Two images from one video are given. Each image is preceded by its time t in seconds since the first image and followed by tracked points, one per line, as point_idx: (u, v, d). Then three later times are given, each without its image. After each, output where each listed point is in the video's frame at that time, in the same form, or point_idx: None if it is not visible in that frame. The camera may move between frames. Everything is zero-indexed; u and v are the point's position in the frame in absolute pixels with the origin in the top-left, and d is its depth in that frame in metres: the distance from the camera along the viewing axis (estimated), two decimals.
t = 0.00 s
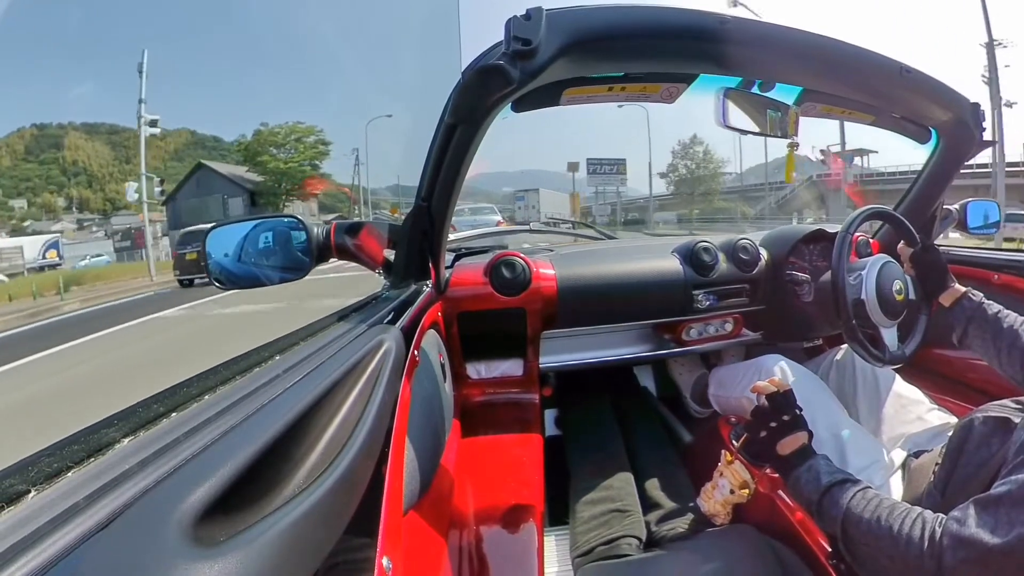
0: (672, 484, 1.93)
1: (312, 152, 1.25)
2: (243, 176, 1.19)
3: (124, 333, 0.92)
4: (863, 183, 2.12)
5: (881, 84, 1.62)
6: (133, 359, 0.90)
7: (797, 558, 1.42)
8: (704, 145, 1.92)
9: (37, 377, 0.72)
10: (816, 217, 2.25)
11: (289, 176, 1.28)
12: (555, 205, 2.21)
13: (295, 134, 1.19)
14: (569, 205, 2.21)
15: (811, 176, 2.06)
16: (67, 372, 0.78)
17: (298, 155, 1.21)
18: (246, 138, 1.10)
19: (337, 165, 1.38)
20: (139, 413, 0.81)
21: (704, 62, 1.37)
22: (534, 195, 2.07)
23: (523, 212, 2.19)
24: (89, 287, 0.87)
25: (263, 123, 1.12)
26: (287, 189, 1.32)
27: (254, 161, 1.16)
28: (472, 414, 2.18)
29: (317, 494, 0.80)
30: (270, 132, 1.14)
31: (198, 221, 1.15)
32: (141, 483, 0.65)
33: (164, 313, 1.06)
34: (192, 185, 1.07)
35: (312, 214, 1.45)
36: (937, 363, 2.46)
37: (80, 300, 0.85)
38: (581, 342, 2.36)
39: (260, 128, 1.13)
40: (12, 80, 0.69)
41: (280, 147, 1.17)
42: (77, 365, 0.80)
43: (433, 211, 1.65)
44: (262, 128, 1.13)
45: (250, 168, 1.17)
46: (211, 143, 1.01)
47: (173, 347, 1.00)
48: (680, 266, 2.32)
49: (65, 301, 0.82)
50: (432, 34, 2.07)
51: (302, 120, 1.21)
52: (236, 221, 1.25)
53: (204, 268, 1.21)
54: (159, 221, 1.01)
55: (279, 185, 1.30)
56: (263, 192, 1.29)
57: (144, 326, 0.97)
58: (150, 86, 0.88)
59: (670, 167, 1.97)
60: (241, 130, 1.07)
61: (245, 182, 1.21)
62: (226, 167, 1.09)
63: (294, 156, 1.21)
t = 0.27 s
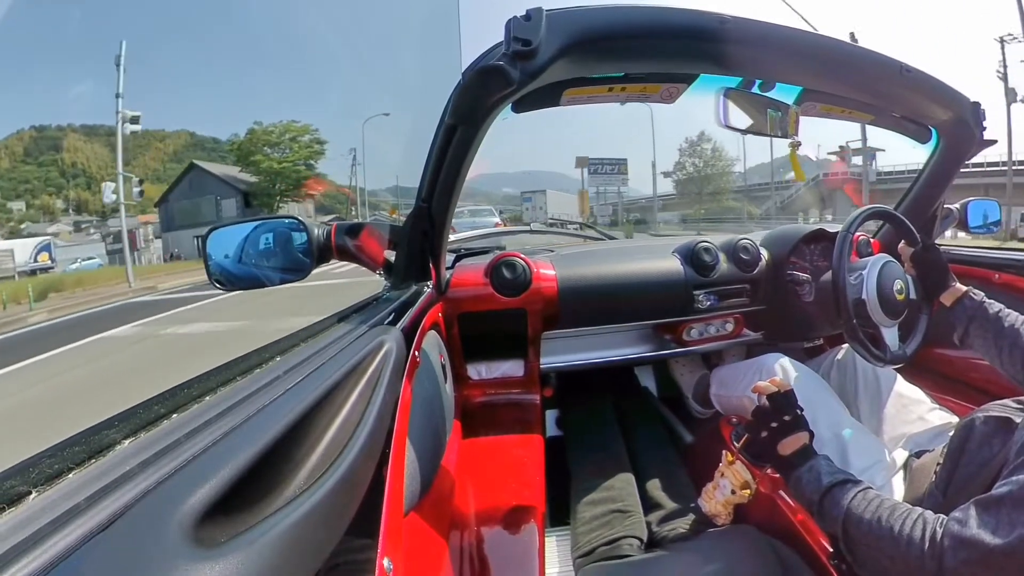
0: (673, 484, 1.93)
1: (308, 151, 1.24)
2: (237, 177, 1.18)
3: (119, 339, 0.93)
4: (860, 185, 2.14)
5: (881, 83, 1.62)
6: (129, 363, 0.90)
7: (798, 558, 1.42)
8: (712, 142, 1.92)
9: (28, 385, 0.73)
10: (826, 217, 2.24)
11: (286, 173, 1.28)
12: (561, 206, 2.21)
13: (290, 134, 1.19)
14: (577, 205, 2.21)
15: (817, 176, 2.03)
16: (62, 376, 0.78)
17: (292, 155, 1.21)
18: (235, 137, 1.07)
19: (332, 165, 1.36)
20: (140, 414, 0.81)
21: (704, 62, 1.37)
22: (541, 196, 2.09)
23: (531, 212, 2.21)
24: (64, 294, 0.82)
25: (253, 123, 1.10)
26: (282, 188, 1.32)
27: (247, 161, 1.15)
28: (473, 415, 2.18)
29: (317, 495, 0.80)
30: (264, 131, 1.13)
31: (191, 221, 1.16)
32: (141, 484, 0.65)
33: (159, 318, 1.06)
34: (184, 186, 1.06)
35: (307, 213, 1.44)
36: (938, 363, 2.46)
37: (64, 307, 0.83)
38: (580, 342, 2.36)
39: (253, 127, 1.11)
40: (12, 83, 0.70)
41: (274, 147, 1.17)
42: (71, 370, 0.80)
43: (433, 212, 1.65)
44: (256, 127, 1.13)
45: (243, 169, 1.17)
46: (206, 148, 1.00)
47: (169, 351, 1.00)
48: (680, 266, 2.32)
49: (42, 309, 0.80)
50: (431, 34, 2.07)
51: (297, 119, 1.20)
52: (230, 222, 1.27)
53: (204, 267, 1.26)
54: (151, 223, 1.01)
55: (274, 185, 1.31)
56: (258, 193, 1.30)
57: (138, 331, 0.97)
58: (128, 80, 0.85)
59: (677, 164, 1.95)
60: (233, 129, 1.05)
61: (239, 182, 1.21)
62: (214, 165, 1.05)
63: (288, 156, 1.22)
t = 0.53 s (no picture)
0: (675, 484, 1.93)
1: (302, 151, 1.23)
2: (227, 177, 1.14)
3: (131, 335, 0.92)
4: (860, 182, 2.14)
5: (881, 82, 1.62)
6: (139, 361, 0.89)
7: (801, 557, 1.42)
8: (721, 140, 1.89)
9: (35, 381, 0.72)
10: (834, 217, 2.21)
11: (283, 172, 1.25)
12: (571, 205, 2.21)
13: (284, 133, 1.17)
14: (586, 205, 2.20)
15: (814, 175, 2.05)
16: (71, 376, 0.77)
17: (288, 154, 1.19)
18: (232, 136, 1.07)
19: (326, 165, 1.34)
20: (142, 416, 0.81)
21: (704, 62, 1.38)
22: (549, 198, 2.11)
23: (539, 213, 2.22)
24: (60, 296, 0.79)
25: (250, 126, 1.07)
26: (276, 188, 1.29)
27: (240, 161, 1.13)
28: (475, 416, 2.18)
29: (319, 496, 0.81)
30: (258, 129, 1.11)
31: (183, 225, 1.10)
32: (143, 485, 0.65)
33: (167, 314, 1.05)
34: (175, 187, 1.03)
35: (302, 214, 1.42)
36: (939, 362, 2.46)
37: (43, 317, 0.76)
38: (581, 342, 2.36)
39: (246, 126, 1.10)
40: (12, 86, 0.70)
41: (267, 147, 1.15)
42: (79, 370, 0.79)
43: (434, 212, 1.66)
44: (249, 125, 1.10)
45: (234, 169, 1.14)
46: (196, 146, 0.99)
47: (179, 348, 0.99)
48: (681, 266, 2.32)
49: (11, 319, 0.72)
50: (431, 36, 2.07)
51: (291, 117, 1.18)
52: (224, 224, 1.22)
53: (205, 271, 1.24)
54: (146, 223, 0.99)
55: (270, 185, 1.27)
56: (250, 194, 1.25)
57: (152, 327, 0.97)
58: (102, 73, 0.82)
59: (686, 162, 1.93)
60: (228, 128, 1.05)
61: (230, 183, 1.16)
62: (211, 166, 1.05)
63: (281, 157, 1.19)
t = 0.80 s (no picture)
0: (677, 483, 1.93)
1: (295, 148, 1.22)
2: (218, 176, 1.11)
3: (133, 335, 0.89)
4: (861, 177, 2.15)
5: (881, 80, 1.62)
6: (140, 360, 0.87)
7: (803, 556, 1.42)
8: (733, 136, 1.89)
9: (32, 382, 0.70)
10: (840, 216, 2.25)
11: (278, 171, 1.23)
12: (580, 205, 2.18)
13: (276, 130, 1.16)
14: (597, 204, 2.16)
15: (812, 173, 2.07)
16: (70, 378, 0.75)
17: (280, 152, 1.18)
18: (224, 135, 1.06)
19: (320, 164, 1.32)
20: (144, 418, 0.81)
21: (703, 61, 1.38)
22: (558, 197, 2.09)
23: (547, 213, 2.19)
24: (33, 303, 0.74)
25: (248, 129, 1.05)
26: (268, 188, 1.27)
27: (231, 161, 1.11)
28: (477, 416, 2.18)
29: (321, 497, 0.81)
30: (249, 126, 1.10)
31: (175, 225, 1.07)
32: (145, 488, 0.65)
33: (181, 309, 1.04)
34: (167, 187, 0.99)
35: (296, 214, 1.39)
36: (940, 359, 2.46)
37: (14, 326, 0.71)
38: (582, 342, 2.35)
39: (238, 123, 1.08)
40: (10, 89, 0.70)
41: (260, 144, 1.14)
42: (78, 372, 0.77)
43: (434, 213, 1.66)
44: (241, 123, 1.10)
45: (225, 168, 1.11)
46: (188, 145, 0.97)
47: (181, 345, 0.97)
48: (681, 265, 2.32)
49: None
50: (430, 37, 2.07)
51: (283, 114, 1.17)
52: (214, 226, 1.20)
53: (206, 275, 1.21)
54: (137, 223, 0.97)
55: (263, 184, 1.24)
56: (241, 194, 1.23)
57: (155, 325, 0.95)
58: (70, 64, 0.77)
59: (693, 158, 1.93)
60: (221, 126, 1.03)
61: (222, 182, 1.14)
62: (202, 165, 1.03)
63: (272, 155, 1.17)
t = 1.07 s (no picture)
0: (678, 483, 1.93)
1: (288, 146, 1.19)
2: (210, 176, 1.08)
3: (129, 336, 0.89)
4: (858, 176, 2.17)
5: (880, 78, 1.62)
6: (139, 364, 0.87)
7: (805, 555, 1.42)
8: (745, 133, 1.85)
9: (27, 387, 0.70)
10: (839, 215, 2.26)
11: (271, 172, 1.22)
12: (590, 205, 2.14)
13: (269, 128, 1.13)
14: (602, 205, 2.13)
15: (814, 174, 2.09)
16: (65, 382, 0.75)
17: (274, 151, 1.15)
18: (214, 134, 1.03)
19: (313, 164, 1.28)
20: (144, 420, 0.81)
21: (702, 60, 1.37)
22: (569, 197, 2.05)
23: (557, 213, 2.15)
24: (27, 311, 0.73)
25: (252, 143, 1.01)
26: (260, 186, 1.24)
27: (222, 159, 1.08)
28: (477, 417, 2.18)
29: (323, 498, 0.81)
30: (239, 124, 1.08)
31: (164, 227, 1.03)
32: (146, 490, 0.65)
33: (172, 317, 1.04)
34: (157, 188, 0.95)
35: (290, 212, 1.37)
36: (942, 357, 2.46)
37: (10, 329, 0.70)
38: (584, 342, 2.35)
39: (228, 121, 1.06)
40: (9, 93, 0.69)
41: (253, 142, 1.11)
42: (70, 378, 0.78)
43: (434, 214, 1.66)
44: (231, 121, 1.07)
45: (216, 167, 1.07)
46: (176, 143, 0.94)
47: (177, 351, 0.97)
48: (681, 265, 2.31)
49: None
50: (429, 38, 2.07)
51: (276, 111, 1.15)
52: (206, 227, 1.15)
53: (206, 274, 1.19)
54: (128, 223, 0.92)
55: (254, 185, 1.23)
56: (232, 194, 1.20)
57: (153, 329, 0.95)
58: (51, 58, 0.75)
59: (703, 155, 1.93)
60: (209, 125, 1.01)
61: (213, 182, 1.11)
62: (191, 164, 0.99)
63: (265, 154, 1.14)
